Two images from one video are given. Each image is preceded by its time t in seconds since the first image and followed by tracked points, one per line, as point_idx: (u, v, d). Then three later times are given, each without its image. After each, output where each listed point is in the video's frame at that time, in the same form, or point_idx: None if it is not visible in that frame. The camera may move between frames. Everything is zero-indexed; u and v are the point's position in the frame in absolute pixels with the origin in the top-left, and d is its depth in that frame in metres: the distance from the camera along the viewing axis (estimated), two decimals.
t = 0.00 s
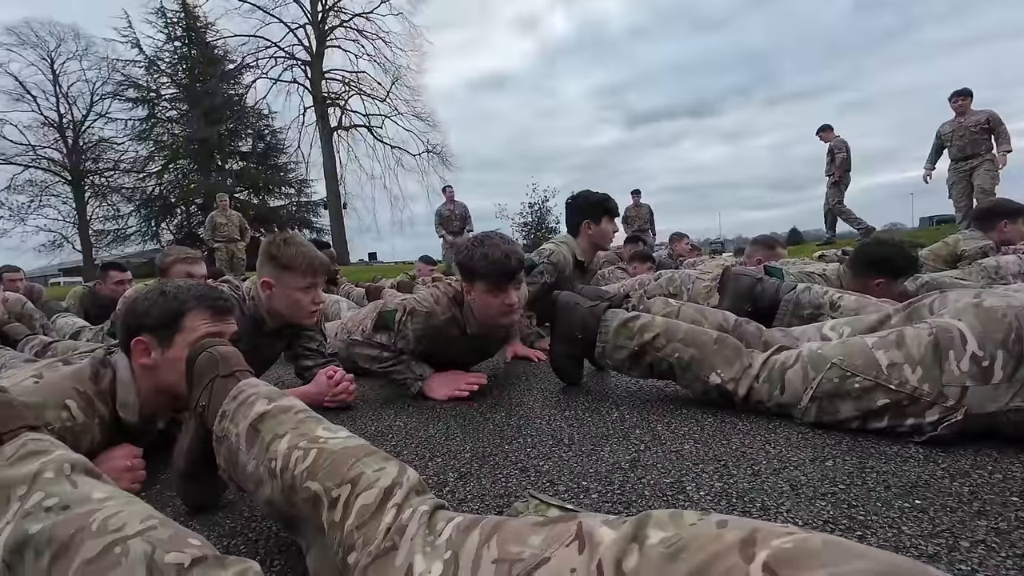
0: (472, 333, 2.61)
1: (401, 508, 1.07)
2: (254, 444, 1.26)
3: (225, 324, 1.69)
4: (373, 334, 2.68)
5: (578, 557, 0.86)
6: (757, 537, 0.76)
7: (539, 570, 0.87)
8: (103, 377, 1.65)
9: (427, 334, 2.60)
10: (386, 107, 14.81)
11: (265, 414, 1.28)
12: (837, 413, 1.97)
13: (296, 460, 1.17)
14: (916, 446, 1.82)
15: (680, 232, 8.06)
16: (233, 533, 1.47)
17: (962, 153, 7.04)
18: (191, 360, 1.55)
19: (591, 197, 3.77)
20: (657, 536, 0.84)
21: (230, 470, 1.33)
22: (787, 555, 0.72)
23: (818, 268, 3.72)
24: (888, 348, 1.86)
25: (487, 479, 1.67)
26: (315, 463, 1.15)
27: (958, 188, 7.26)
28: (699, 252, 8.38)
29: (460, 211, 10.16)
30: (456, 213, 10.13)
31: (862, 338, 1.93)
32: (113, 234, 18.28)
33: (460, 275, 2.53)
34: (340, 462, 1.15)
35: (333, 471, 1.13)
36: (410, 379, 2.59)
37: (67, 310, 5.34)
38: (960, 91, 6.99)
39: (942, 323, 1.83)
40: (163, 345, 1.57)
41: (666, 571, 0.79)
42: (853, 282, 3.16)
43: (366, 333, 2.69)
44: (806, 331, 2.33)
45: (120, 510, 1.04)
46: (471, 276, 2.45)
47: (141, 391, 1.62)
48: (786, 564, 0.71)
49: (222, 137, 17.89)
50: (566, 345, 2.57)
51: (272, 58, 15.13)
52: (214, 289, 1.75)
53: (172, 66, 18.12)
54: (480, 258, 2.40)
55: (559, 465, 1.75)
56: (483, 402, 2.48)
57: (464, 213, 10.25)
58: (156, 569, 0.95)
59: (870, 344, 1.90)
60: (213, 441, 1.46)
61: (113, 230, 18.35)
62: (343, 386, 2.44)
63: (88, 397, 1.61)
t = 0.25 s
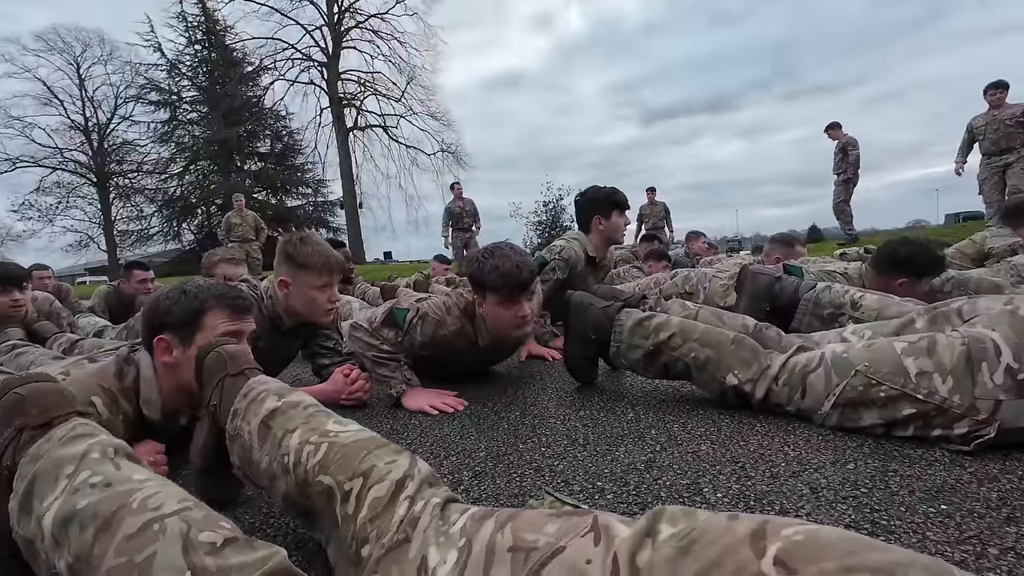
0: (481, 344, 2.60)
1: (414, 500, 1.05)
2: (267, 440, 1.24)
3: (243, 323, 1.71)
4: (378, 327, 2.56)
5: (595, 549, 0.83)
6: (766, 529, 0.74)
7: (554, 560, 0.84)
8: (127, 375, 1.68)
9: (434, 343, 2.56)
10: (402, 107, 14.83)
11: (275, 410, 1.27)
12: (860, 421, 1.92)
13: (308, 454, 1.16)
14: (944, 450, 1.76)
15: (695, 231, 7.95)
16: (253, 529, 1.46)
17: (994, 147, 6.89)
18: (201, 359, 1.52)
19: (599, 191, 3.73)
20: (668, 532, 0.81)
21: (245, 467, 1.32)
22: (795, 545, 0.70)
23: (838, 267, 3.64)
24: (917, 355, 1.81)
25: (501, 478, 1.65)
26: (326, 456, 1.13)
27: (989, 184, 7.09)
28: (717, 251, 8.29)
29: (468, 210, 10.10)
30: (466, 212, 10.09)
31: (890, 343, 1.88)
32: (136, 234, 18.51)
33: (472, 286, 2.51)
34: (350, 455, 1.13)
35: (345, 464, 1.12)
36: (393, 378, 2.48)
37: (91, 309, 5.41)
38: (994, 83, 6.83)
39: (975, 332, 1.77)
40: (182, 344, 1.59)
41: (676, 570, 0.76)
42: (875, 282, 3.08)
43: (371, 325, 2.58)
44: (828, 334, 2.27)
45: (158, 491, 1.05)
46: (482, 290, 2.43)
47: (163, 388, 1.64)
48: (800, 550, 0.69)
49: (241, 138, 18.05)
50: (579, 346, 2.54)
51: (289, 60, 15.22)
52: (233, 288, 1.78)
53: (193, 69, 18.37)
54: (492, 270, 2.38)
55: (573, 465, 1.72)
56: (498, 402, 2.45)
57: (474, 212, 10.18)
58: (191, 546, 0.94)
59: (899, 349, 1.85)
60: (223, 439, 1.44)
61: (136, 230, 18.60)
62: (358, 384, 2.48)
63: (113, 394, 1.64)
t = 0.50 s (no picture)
0: (492, 350, 2.59)
1: (408, 509, 1.03)
2: (255, 449, 1.23)
3: (258, 322, 1.76)
4: (388, 330, 2.53)
5: (596, 559, 0.81)
6: (783, 540, 0.72)
7: (555, 571, 0.82)
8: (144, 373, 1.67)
9: (444, 348, 2.55)
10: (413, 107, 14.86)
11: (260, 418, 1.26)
12: (877, 418, 1.88)
13: (297, 464, 1.15)
14: (963, 452, 1.72)
15: (708, 230, 7.86)
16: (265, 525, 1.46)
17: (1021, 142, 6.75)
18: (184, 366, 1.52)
19: (610, 191, 3.71)
20: (676, 536, 0.80)
21: (238, 476, 1.31)
22: (817, 562, 0.67)
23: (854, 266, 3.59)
24: (936, 353, 1.78)
25: (511, 477, 1.64)
26: (315, 466, 1.12)
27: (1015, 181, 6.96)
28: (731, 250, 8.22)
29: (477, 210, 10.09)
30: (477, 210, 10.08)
31: (908, 341, 1.84)
32: (152, 234, 18.69)
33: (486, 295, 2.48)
34: (341, 464, 1.11)
35: (335, 474, 1.10)
36: (403, 380, 2.48)
37: (109, 307, 5.46)
38: None
39: (994, 330, 1.74)
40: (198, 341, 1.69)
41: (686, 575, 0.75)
42: (893, 282, 3.03)
43: (381, 328, 2.55)
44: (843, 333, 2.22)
45: (202, 470, 1.05)
46: (496, 301, 2.41)
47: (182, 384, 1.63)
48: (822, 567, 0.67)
49: (254, 139, 18.16)
50: (593, 343, 2.51)
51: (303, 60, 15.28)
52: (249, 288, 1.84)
53: (208, 70, 18.49)
54: (507, 283, 2.35)
55: (585, 464, 1.71)
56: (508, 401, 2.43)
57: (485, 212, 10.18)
58: (227, 523, 0.94)
59: (917, 347, 1.81)
60: (214, 445, 1.46)
61: (152, 231, 18.81)
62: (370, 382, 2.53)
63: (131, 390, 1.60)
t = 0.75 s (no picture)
0: (502, 349, 2.58)
1: (408, 518, 1.02)
2: (241, 463, 1.23)
3: (267, 321, 1.76)
4: (399, 329, 2.52)
5: (608, 559, 0.80)
6: (802, 538, 0.70)
7: (565, 570, 0.81)
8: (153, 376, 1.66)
9: (454, 347, 2.53)
10: (421, 107, 14.87)
11: (246, 429, 1.25)
12: (890, 418, 1.85)
13: (287, 479, 1.14)
14: (978, 455, 1.69)
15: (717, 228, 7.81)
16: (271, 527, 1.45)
17: None
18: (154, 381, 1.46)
19: (619, 192, 3.69)
20: (690, 537, 0.78)
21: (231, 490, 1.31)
22: (837, 558, 0.66)
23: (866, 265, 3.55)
24: (951, 353, 1.75)
25: (520, 478, 1.62)
26: (306, 480, 1.12)
27: None
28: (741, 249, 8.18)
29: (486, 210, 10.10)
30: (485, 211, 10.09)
31: (921, 341, 1.82)
32: (163, 235, 18.84)
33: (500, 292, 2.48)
34: (332, 475, 1.11)
35: (328, 486, 1.10)
36: (412, 380, 2.47)
37: (122, 307, 5.50)
38: None
39: (1010, 330, 1.71)
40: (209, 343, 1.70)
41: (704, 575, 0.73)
42: (906, 282, 2.99)
43: (392, 326, 2.54)
44: (855, 333, 2.20)
45: (215, 470, 1.04)
46: (510, 297, 2.41)
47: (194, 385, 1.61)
48: (843, 564, 0.65)
49: (264, 140, 18.25)
50: (602, 341, 2.49)
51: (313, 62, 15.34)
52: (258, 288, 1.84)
53: (218, 72, 18.58)
54: (521, 279, 2.35)
55: (594, 465, 1.69)
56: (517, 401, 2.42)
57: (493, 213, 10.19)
58: (240, 525, 0.93)
59: (930, 347, 1.79)
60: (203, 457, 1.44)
61: (164, 232, 18.94)
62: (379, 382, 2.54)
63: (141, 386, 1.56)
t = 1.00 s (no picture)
0: (511, 343, 2.56)
1: (413, 519, 1.02)
2: (253, 460, 1.23)
3: (274, 323, 1.76)
4: (407, 326, 2.50)
5: (609, 563, 0.79)
6: (806, 547, 0.69)
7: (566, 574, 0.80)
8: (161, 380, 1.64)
9: (462, 342, 2.52)
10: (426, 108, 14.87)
11: (258, 428, 1.25)
12: (898, 420, 1.84)
13: (297, 477, 1.14)
14: (986, 457, 1.68)
15: (721, 227, 7.79)
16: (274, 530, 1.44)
17: None
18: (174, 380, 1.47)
19: (624, 193, 3.68)
20: (692, 541, 0.77)
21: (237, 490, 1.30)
22: (840, 567, 0.65)
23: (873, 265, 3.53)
24: (959, 355, 1.73)
25: (526, 478, 1.62)
26: (316, 480, 1.11)
27: None
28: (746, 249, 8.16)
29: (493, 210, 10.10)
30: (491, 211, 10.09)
31: (929, 343, 1.80)
32: (170, 236, 18.93)
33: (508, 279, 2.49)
34: (341, 475, 1.10)
35: (337, 486, 1.09)
36: (418, 380, 2.45)
37: (130, 307, 5.53)
38: None
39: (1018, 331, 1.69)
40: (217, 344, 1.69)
41: None
42: (914, 281, 2.98)
43: (399, 323, 2.52)
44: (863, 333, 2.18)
45: (211, 479, 1.04)
46: (516, 277, 2.42)
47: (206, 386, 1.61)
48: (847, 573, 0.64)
49: (269, 141, 18.30)
50: (605, 344, 2.49)
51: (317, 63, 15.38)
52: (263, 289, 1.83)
53: (224, 73, 18.65)
54: (529, 261, 2.36)
55: (598, 466, 1.68)
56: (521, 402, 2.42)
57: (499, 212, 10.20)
58: (237, 535, 0.92)
59: (938, 348, 1.77)
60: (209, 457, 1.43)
61: (170, 232, 19.02)
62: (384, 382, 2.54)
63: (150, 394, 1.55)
